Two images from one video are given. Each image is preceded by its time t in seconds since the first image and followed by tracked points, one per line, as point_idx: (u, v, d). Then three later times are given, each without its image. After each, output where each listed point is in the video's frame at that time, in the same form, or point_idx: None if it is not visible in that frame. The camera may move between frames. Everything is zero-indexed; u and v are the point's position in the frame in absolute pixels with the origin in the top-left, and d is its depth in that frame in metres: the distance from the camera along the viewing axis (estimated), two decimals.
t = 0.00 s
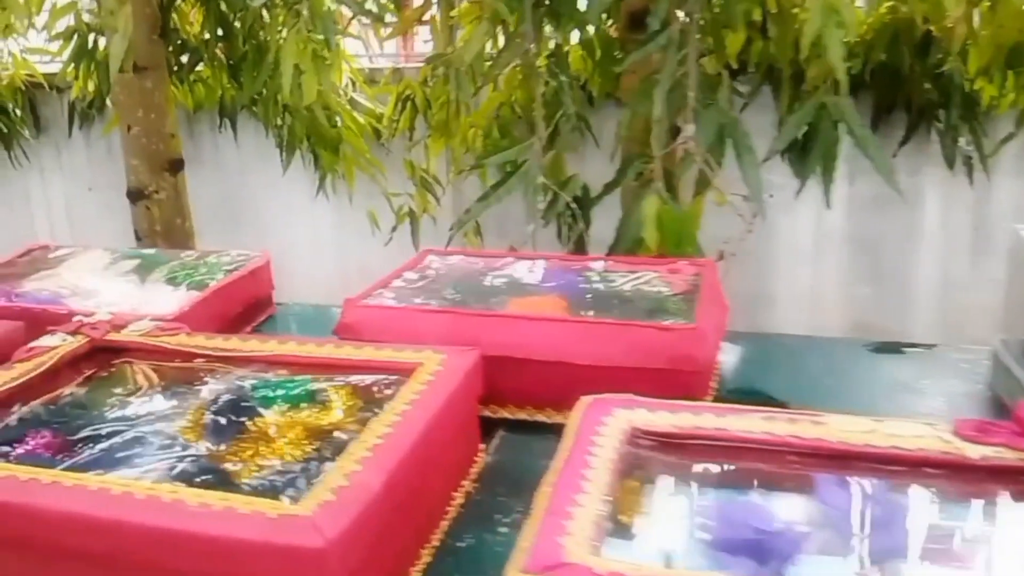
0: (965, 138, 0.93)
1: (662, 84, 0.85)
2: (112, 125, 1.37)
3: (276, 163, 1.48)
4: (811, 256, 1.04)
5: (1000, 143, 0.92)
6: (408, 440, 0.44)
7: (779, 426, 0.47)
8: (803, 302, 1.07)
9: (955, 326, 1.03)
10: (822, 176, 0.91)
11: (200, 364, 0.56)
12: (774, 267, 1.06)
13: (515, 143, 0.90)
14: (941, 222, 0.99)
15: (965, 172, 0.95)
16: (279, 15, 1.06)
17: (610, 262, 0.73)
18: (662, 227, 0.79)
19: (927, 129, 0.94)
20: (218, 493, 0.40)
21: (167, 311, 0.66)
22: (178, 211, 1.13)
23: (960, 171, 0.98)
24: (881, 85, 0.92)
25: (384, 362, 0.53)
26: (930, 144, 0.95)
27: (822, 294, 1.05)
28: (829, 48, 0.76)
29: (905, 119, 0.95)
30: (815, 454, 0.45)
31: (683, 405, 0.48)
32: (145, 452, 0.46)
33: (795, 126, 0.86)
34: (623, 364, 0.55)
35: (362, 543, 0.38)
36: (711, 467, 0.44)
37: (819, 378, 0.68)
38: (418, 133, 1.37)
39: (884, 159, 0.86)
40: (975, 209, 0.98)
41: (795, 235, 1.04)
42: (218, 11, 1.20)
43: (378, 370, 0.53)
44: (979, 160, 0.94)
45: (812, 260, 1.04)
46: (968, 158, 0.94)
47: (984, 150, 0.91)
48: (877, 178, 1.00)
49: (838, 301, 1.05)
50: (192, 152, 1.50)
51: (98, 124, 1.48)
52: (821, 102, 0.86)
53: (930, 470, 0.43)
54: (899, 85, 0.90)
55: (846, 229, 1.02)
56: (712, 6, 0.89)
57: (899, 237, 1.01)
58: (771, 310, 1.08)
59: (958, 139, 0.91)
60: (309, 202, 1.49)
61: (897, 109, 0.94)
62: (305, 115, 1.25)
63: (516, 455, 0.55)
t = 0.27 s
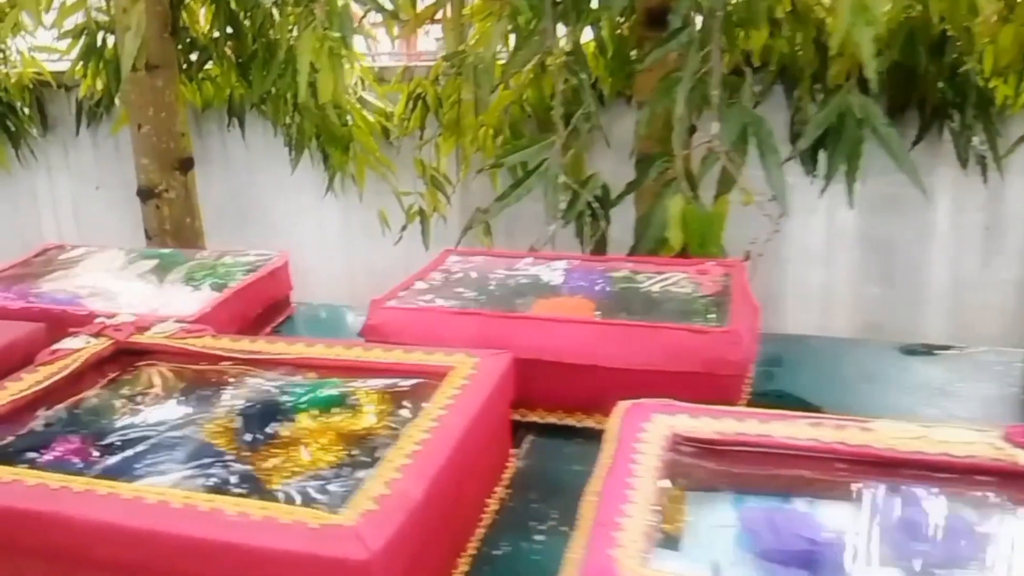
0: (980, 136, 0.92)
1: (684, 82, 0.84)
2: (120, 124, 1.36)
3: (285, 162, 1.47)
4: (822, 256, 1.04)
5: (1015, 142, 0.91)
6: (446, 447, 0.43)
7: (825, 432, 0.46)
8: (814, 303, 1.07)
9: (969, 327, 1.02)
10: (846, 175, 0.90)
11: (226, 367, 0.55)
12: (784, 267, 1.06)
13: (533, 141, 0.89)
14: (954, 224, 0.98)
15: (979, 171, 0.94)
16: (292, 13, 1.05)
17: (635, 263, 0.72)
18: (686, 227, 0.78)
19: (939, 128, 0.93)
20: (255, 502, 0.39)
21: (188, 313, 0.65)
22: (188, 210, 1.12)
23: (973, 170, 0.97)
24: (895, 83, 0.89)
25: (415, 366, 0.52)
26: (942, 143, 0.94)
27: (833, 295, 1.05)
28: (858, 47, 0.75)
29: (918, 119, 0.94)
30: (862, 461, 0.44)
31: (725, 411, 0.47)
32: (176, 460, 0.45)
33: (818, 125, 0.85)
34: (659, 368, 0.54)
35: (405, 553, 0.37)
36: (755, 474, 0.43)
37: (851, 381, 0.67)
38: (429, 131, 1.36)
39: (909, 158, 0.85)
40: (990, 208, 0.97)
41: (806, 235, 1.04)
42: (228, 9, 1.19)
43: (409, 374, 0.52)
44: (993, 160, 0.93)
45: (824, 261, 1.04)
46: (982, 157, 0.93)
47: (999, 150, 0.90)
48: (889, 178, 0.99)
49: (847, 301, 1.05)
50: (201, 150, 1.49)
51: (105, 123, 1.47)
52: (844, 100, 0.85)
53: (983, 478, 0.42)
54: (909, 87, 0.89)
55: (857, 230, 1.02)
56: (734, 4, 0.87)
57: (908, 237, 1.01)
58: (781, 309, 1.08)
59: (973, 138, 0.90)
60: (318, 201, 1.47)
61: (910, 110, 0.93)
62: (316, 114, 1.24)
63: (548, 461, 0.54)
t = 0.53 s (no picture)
0: (995, 136, 0.91)
1: (698, 81, 0.83)
2: (127, 123, 1.36)
3: (292, 160, 1.46)
4: (834, 256, 1.03)
5: None
6: (465, 452, 0.42)
7: (850, 437, 0.45)
8: (825, 303, 1.06)
9: (982, 327, 1.02)
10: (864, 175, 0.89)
11: (240, 369, 0.54)
12: (795, 268, 1.05)
13: (544, 141, 0.88)
14: (967, 223, 0.98)
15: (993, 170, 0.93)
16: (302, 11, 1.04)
17: (650, 265, 0.72)
18: (701, 226, 0.77)
19: (953, 128, 0.93)
20: (273, 506, 0.38)
21: (200, 313, 0.65)
22: (196, 209, 1.11)
23: (987, 171, 0.96)
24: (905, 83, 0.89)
25: (431, 368, 0.52)
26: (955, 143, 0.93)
27: (845, 295, 1.04)
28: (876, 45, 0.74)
29: (931, 118, 0.94)
30: (889, 467, 0.43)
31: (748, 415, 0.46)
32: (191, 463, 0.44)
33: (835, 123, 0.85)
34: (679, 371, 0.54)
35: (425, 560, 0.36)
36: (780, 479, 0.42)
37: (871, 384, 0.66)
38: (437, 130, 1.35)
39: (926, 157, 0.84)
40: (1004, 208, 0.96)
41: (817, 235, 1.03)
42: (236, 8, 1.18)
43: (425, 376, 0.51)
44: (1008, 160, 0.93)
45: (835, 261, 1.03)
46: (998, 157, 0.92)
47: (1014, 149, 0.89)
48: (901, 178, 0.98)
49: (859, 301, 1.05)
50: (208, 150, 1.49)
51: (112, 122, 1.47)
52: (861, 98, 0.84)
53: (1014, 484, 0.41)
54: (923, 84, 0.88)
55: (869, 230, 1.01)
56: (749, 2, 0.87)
57: (920, 237, 1.00)
58: (793, 310, 1.07)
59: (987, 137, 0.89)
60: (325, 200, 1.47)
61: (923, 109, 0.92)
62: (325, 113, 1.23)
63: (566, 464, 0.54)
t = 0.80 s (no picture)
0: (1006, 135, 0.90)
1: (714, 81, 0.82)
2: (134, 121, 1.35)
3: (299, 159, 1.46)
4: (843, 256, 1.03)
5: None
6: (495, 457, 0.42)
7: (883, 443, 0.44)
8: (835, 304, 1.06)
9: (992, 326, 1.02)
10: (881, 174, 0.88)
11: (260, 371, 0.53)
12: (805, 268, 1.05)
13: (559, 140, 0.87)
14: (976, 223, 0.97)
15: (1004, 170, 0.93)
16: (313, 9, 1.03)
17: (669, 265, 0.71)
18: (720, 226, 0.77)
19: (964, 127, 0.92)
20: (301, 514, 0.38)
21: (217, 314, 0.64)
22: (204, 209, 1.11)
23: (997, 170, 0.96)
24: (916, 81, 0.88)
25: (454, 371, 0.51)
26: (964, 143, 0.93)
27: (854, 295, 1.04)
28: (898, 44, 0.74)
29: (941, 116, 0.93)
30: (924, 473, 0.42)
31: (779, 420, 0.46)
32: (214, 468, 0.44)
33: (853, 122, 0.84)
34: (705, 376, 0.53)
35: (459, 568, 0.36)
36: (813, 485, 0.42)
37: (894, 387, 0.66)
38: (445, 129, 1.35)
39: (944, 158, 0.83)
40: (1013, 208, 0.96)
41: (828, 235, 1.02)
42: (243, 6, 1.17)
43: (449, 379, 0.51)
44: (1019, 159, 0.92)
45: (844, 261, 1.03)
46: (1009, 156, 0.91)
47: None
48: (912, 177, 0.98)
49: (868, 302, 1.04)
50: (214, 149, 1.48)
51: (118, 121, 1.46)
52: (879, 97, 0.83)
53: None
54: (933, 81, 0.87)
55: (878, 230, 1.01)
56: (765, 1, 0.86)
57: (929, 237, 1.00)
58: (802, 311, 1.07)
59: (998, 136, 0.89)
60: (332, 199, 1.46)
61: (934, 108, 0.92)
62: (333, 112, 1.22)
63: (591, 469, 0.53)
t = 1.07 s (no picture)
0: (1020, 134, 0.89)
1: (735, 81, 0.82)
2: (143, 119, 1.34)
3: (308, 158, 1.45)
4: (853, 256, 1.03)
5: None
6: (538, 463, 0.41)
7: (926, 448, 0.44)
8: (844, 304, 1.06)
9: (1000, 327, 1.02)
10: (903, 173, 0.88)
11: (290, 374, 0.53)
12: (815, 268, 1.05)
13: (578, 140, 0.86)
14: (987, 225, 0.98)
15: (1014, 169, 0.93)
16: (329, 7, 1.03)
17: (694, 266, 0.70)
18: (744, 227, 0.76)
19: (975, 127, 0.92)
20: (347, 522, 0.37)
21: (241, 316, 0.63)
22: (215, 208, 1.10)
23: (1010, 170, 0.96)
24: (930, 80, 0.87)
25: (488, 374, 0.50)
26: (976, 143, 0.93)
27: (863, 295, 1.05)
28: (926, 41, 0.74)
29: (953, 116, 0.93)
30: (969, 478, 0.42)
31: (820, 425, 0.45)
32: (252, 474, 0.43)
33: (875, 123, 0.84)
34: (740, 379, 0.53)
35: None
36: (859, 490, 0.41)
37: (923, 389, 0.65)
38: (457, 127, 1.34)
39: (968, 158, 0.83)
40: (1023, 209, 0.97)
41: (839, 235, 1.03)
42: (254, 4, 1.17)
43: (484, 382, 0.50)
44: None
45: (854, 261, 1.03)
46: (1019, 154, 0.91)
47: None
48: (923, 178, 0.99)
49: (877, 302, 1.05)
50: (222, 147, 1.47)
51: (126, 119, 1.45)
52: (901, 97, 0.83)
53: None
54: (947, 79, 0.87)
55: (889, 231, 1.01)
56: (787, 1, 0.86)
57: (939, 237, 1.00)
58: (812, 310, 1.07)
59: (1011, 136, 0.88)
60: (341, 198, 1.45)
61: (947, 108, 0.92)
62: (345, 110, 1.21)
63: (625, 472, 0.53)
